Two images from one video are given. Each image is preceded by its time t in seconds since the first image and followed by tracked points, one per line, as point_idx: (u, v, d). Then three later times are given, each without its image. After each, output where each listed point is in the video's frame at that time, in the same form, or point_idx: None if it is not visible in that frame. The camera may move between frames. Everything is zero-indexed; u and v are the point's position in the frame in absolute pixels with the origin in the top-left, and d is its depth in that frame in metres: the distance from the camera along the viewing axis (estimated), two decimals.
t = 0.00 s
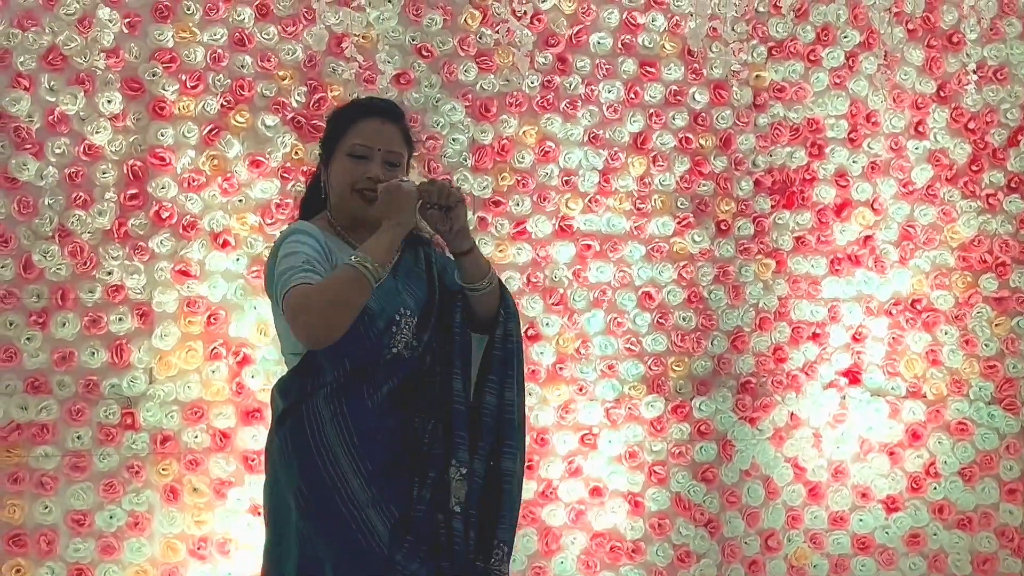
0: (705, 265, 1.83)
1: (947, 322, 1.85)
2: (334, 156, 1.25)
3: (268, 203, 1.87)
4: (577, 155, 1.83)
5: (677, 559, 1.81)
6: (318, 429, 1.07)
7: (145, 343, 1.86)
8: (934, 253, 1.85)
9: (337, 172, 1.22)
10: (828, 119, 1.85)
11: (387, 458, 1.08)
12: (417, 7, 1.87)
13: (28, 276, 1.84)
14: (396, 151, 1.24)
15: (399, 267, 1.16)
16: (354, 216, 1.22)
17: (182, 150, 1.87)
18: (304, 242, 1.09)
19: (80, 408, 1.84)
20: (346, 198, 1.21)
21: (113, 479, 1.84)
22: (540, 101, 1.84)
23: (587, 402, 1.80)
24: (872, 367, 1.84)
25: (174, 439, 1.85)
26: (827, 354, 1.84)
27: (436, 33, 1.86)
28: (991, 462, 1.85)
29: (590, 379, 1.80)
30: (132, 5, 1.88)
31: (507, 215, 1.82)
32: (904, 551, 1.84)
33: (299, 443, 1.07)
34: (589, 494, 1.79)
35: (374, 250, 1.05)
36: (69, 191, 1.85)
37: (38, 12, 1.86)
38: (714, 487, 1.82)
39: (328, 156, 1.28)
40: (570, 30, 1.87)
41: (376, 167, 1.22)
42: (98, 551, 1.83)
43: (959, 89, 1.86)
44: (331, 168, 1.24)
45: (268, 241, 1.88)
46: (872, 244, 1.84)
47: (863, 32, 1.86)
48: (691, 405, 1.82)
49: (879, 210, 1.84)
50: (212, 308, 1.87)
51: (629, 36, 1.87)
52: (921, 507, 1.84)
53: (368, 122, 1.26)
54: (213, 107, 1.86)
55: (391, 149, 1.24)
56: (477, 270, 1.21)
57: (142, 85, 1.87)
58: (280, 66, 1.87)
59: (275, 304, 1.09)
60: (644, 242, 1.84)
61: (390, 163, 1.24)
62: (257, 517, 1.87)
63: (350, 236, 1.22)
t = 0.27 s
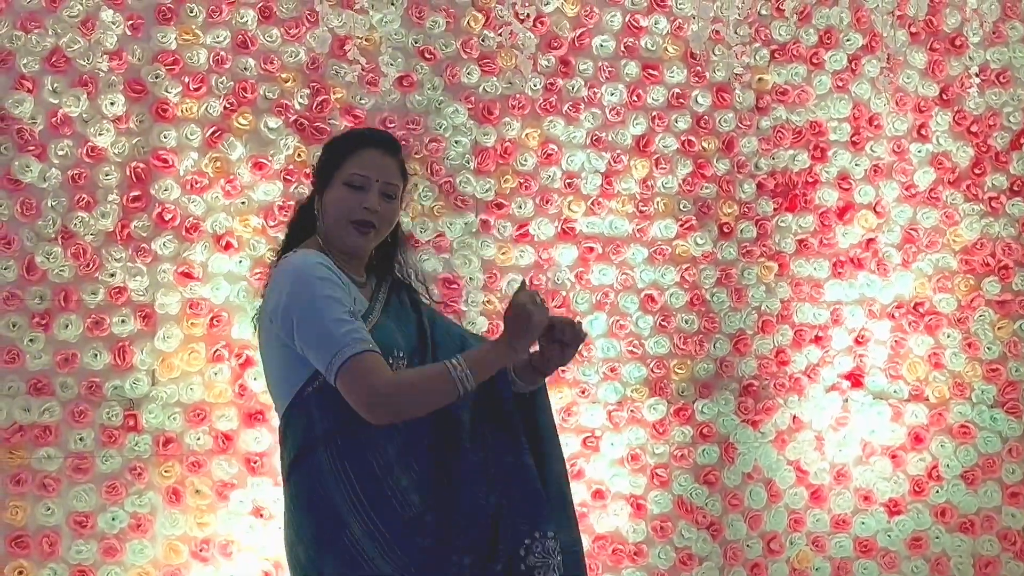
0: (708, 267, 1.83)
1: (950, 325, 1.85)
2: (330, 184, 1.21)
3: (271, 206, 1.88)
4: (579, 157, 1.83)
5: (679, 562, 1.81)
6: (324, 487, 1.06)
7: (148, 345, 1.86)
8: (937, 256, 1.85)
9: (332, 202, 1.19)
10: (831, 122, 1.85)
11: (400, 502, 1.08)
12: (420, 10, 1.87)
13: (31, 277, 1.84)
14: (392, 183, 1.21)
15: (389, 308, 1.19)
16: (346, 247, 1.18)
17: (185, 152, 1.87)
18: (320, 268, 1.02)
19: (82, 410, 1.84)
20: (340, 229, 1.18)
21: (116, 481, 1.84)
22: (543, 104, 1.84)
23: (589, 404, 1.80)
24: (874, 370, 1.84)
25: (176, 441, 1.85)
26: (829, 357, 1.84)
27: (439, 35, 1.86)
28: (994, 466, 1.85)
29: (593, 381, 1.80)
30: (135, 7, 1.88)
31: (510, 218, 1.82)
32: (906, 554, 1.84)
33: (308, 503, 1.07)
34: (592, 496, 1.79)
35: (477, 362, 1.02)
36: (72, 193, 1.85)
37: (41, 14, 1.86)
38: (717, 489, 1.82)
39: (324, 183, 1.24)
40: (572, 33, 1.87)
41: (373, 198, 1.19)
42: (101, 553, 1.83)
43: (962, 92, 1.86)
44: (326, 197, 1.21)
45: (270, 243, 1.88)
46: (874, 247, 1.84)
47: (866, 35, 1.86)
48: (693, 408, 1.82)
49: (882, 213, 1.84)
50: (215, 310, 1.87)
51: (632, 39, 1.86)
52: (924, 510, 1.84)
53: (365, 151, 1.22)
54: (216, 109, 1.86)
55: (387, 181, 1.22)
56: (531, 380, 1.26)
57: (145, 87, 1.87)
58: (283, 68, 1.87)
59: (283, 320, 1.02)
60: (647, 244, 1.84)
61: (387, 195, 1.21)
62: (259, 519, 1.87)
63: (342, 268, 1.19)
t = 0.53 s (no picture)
0: (710, 267, 1.83)
1: (952, 325, 1.85)
2: (322, 197, 1.15)
3: (274, 204, 1.88)
4: (582, 157, 1.84)
5: (682, 561, 1.81)
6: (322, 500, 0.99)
7: (151, 343, 1.86)
8: (939, 256, 1.85)
9: (326, 216, 1.12)
10: (834, 121, 1.85)
11: (400, 511, 0.98)
12: (424, 9, 1.87)
13: (34, 275, 1.84)
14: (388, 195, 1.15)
15: (382, 317, 1.13)
16: (338, 262, 1.12)
17: (189, 150, 1.87)
18: (318, 274, 0.94)
19: (85, 408, 1.84)
20: (336, 243, 1.11)
21: (119, 478, 1.84)
22: (546, 103, 1.84)
23: (591, 403, 1.80)
24: (877, 370, 1.84)
25: (179, 439, 1.86)
26: (831, 357, 1.84)
27: (442, 34, 1.86)
28: (996, 466, 1.85)
29: (595, 380, 1.80)
30: (139, 5, 1.88)
31: (513, 217, 1.82)
32: (908, 554, 1.84)
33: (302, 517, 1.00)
34: (594, 495, 1.79)
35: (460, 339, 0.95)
36: (75, 191, 1.86)
37: (46, 12, 1.87)
38: (719, 489, 1.82)
39: (314, 197, 1.17)
40: (576, 32, 1.87)
41: (366, 211, 1.13)
42: (103, 550, 1.84)
43: (966, 91, 1.86)
44: (319, 210, 1.14)
45: (274, 241, 1.89)
46: (877, 246, 1.84)
47: (869, 34, 1.86)
48: (696, 407, 1.82)
49: (884, 213, 1.85)
50: (218, 309, 1.88)
51: (636, 38, 1.86)
52: (926, 510, 1.84)
53: (359, 163, 1.15)
54: (219, 108, 1.86)
55: (381, 193, 1.15)
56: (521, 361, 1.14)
57: (148, 85, 1.87)
58: (287, 67, 1.87)
59: (279, 327, 0.94)
60: (650, 243, 1.84)
61: (380, 208, 1.14)
62: (262, 517, 1.88)
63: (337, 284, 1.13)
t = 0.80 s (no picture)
0: (713, 263, 1.83)
1: (955, 321, 1.85)
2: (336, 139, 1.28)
3: (277, 199, 1.88)
4: (585, 152, 1.83)
5: (683, 557, 1.81)
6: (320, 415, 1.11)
7: (154, 337, 1.86)
8: (942, 253, 1.85)
9: (339, 155, 1.25)
10: (836, 118, 1.85)
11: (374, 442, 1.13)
12: (426, 4, 1.87)
13: (37, 270, 1.85)
14: (397, 131, 1.27)
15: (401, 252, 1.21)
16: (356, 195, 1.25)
17: (191, 145, 1.87)
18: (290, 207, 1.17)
19: (88, 402, 1.85)
20: (349, 179, 1.24)
21: (121, 473, 1.84)
22: (549, 98, 1.84)
23: (593, 399, 1.80)
24: (879, 367, 1.84)
25: (181, 434, 1.85)
26: (834, 353, 1.84)
27: (445, 29, 1.86)
28: (998, 462, 1.85)
29: (597, 376, 1.80)
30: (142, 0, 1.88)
31: (515, 212, 1.82)
32: (909, 550, 1.84)
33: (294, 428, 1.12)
34: (596, 491, 1.79)
35: (347, 231, 1.10)
36: (78, 185, 1.86)
37: (48, 7, 1.87)
38: (721, 485, 1.82)
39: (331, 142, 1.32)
40: (578, 28, 1.87)
41: (374, 148, 1.25)
42: (105, 545, 1.84)
43: (969, 88, 1.86)
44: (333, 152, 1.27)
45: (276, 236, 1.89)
46: (880, 243, 1.84)
47: (872, 31, 1.86)
48: (698, 403, 1.82)
49: (887, 210, 1.84)
50: (220, 304, 1.88)
51: (638, 34, 1.86)
52: (928, 507, 1.84)
53: (366, 103, 1.28)
54: (222, 102, 1.86)
55: (389, 130, 1.27)
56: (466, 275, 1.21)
57: (151, 79, 1.87)
58: (289, 61, 1.87)
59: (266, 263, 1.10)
60: (652, 239, 1.84)
61: (389, 143, 1.27)
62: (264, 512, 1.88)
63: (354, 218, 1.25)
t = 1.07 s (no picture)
0: (686, 261, 2.14)
1: (894, 312, 2.15)
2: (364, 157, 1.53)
3: (312, 205, 2.19)
4: (577, 165, 2.14)
5: (660, 513, 2.11)
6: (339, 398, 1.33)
7: (206, 323, 2.17)
8: (884, 253, 2.15)
9: (367, 171, 1.51)
10: (793, 136, 2.15)
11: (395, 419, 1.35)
12: (441, 37, 2.17)
13: (107, 265, 2.16)
14: (415, 149, 1.52)
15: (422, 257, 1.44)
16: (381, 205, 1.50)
17: (238, 158, 2.18)
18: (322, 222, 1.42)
19: (150, 378, 2.15)
20: (376, 193, 1.49)
21: (178, 439, 2.15)
22: (546, 119, 2.15)
23: (584, 377, 2.10)
24: (829, 350, 2.14)
25: (230, 406, 2.17)
26: (790, 339, 2.14)
27: (457, 59, 2.16)
28: (931, 433, 2.15)
29: (587, 357, 2.11)
30: (197, 33, 2.19)
31: (517, 217, 2.12)
32: (855, 508, 2.14)
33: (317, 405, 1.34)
34: (585, 456, 2.09)
35: (372, 239, 1.33)
36: (142, 193, 2.17)
37: (117, 39, 2.18)
38: (693, 451, 2.12)
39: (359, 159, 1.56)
40: (572, 58, 2.17)
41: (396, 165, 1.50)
42: (165, 501, 2.15)
43: (907, 111, 2.16)
44: (362, 168, 1.52)
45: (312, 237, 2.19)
46: (830, 244, 2.14)
47: (825, 62, 2.16)
48: (673, 381, 2.12)
49: (836, 215, 2.15)
50: (263, 295, 2.18)
51: (624, 64, 2.17)
52: (871, 471, 2.14)
53: (387, 125, 1.52)
54: (265, 121, 2.17)
55: (409, 148, 1.52)
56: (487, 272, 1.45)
57: (205, 102, 2.18)
58: (323, 86, 2.18)
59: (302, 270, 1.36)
60: (634, 240, 2.14)
61: (409, 160, 1.51)
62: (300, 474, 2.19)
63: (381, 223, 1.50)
